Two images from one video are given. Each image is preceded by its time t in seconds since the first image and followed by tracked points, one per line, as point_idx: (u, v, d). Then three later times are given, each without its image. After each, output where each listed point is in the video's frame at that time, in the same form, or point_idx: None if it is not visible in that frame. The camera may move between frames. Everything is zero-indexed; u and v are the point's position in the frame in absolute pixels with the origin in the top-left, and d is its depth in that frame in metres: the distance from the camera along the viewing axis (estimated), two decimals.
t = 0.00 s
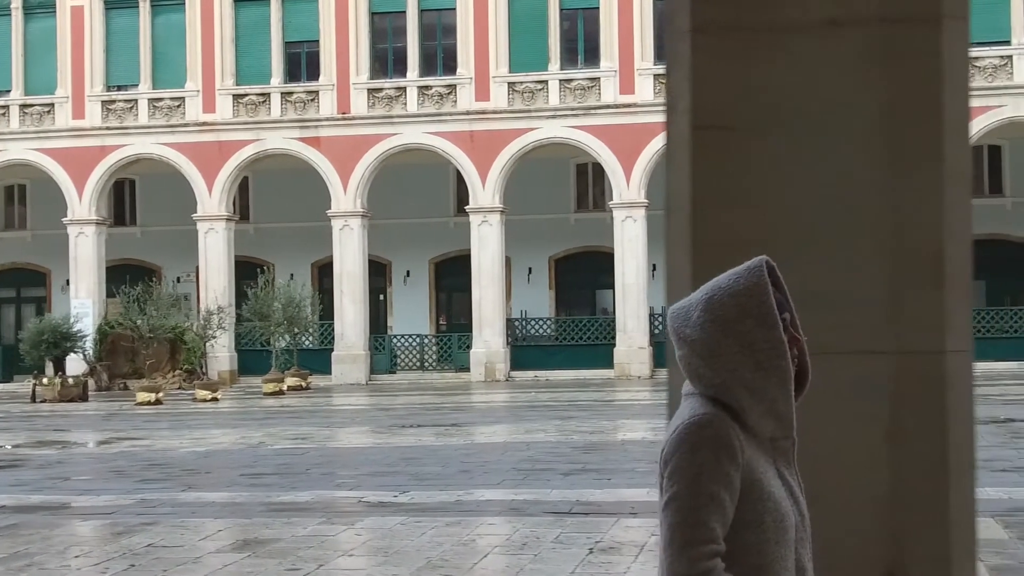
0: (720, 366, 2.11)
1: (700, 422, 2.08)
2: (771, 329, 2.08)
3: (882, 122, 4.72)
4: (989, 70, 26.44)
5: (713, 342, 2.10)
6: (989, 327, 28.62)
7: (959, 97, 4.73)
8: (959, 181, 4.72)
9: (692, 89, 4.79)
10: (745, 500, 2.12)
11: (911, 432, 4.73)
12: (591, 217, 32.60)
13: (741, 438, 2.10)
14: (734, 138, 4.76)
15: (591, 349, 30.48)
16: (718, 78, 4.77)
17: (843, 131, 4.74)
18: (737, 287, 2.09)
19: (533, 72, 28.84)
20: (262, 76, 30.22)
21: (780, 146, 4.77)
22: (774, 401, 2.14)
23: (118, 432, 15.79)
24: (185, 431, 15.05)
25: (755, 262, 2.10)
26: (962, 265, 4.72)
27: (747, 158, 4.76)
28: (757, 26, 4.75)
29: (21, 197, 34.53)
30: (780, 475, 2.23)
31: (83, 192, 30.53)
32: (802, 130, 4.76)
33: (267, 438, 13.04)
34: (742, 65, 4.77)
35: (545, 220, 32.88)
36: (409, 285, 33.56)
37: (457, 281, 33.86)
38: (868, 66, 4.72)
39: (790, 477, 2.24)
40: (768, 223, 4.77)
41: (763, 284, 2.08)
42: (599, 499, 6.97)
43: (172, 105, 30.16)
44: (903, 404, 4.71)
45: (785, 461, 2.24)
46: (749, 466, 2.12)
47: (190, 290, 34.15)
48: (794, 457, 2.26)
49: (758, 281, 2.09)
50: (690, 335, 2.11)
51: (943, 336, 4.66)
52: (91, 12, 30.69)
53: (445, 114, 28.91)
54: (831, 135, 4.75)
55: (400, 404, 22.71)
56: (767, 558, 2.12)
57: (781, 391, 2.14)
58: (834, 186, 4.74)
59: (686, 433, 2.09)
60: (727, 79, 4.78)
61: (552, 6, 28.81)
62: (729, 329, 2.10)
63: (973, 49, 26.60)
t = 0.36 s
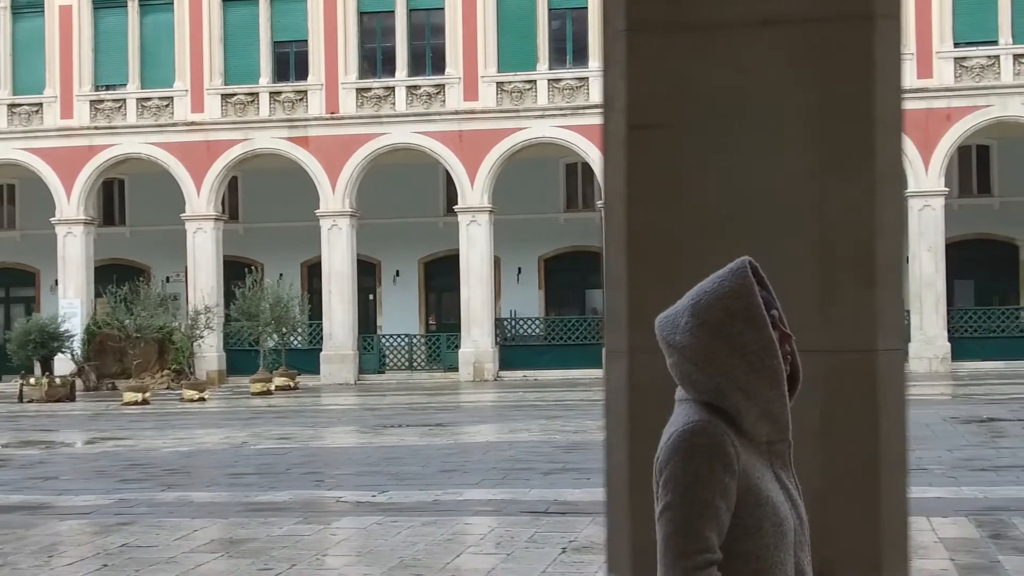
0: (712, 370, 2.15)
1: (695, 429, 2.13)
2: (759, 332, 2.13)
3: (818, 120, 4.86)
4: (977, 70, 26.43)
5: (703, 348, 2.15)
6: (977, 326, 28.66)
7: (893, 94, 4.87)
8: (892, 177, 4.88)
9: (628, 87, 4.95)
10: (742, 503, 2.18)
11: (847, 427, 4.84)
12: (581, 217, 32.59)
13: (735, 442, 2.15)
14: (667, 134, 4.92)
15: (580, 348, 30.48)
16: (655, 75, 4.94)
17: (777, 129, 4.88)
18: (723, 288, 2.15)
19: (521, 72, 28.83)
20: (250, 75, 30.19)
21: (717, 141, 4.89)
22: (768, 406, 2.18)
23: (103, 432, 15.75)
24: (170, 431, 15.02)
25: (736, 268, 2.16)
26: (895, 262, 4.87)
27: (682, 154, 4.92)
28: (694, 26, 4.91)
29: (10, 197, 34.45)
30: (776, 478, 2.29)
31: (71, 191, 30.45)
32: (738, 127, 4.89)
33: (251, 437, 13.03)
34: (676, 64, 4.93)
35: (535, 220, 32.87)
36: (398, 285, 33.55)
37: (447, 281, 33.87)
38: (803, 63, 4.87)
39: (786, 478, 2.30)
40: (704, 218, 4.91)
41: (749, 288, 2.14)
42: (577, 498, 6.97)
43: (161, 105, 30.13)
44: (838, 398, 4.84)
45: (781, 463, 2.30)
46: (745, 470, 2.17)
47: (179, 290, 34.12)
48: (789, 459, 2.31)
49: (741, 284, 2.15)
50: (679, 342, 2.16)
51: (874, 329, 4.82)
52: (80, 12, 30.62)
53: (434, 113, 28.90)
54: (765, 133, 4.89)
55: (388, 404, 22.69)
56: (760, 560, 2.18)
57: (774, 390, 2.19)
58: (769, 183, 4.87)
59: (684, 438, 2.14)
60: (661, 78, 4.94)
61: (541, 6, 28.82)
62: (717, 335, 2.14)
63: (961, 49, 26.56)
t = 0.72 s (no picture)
0: (701, 368, 2.22)
1: (688, 427, 2.20)
2: (745, 329, 2.22)
3: (749, 124, 4.87)
4: (962, 70, 26.46)
5: (692, 346, 2.22)
6: (962, 326, 28.73)
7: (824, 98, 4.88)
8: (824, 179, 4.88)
9: (562, 91, 4.98)
10: (737, 499, 2.25)
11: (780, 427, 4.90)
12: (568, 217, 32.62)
13: (729, 438, 2.22)
14: (601, 138, 4.94)
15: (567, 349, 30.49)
16: (588, 79, 4.96)
17: (710, 131, 4.88)
18: (708, 287, 2.22)
19: (508, 72, 28.83)
20: (236, 76, 30.17)
21: (649, 145, 4.92)
22: (758, 402, 2.26)
23: (87, 433, 15.74)
24: (154, 432, 15.02)
25: (719, 263, 2.24)
26: (826, 265, 4.87)
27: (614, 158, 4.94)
28: (630, 30, 4.92)
29: None
30: (768, 477, 2.35)
31: (58, 191, 30.39)
32: (668, 132, 4.91)
33: (234, 438, 13.02)
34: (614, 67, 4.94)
35: (522, 220, 32.86)
36: (386, 285, 33.55)
37: (435, 281, 33.88)
38: (734, 67, 4.87)
39: (777, 479, 2.36)
40: (637, 221, 4.94)
41: (733, 285, 2.21)
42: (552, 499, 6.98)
43: (147, 105, 30.07)
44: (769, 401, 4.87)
45: (772, 464, 2.37)
46: (739, 467, 2.25)
47: (166, 290, 34.11)
48: (781, 458, 2.38)
49: (725, 281, 2.23)
50: (668, 341, 2.23)
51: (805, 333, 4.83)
52: (66, 11, 30.56)
53: (421, 114, 28.90)
54: (700, 136, 4.89)
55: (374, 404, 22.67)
56: (755, 555, 2.25)
57: (763, 387, 2.27)
58: (701, 187, 4.88)
59: (676, 438, 2.20)
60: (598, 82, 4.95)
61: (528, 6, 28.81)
62: (705, 334, 2.22)
63: (946, 50, 26.63)
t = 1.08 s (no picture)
0: (688, 355, 2.26)
1: (675, 414, 2.23)
2: (734, 317, 2.25)
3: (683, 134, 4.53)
4: (946, 72, 26.54)
5: (679, 334, 2.25)
6: (946, 326, 28.83)
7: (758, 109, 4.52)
8: (757, 193, 4.54)
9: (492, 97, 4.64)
10: (725, 486, 2.28)
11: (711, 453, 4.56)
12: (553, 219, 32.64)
13: (718, 426, 2.25)
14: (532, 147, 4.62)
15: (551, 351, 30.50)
16: (520, 86, 4.63)
17: (642, 142, 4.55)
18: (695, 276, 2.25)
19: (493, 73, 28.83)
20: (222, 76, 30.15)
21: (578, 155, 4.60)
22: (746, 392, 2.30)
23: (69, 434, 15.71)
24: (137, 432, 15.03)
25: (707, 249, 2.26)
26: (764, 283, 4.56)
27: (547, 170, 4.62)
28: (562, 35, 4.57)
29: None
30: (755, 461, 2.39)
31: (42, 191, 30.29)
32: (603, 142, 4.58)
33: (214, 440, 13.01)
34: (546, 73, 4.61)
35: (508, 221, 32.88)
36: (372, 286, 33.52)
37: (420, 282, 33.87)
38: (666, 74, 4.50)
39: (765, 466, 2.39)
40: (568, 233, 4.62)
41: (719, 273, 2.24)
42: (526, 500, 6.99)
43: (131, 105, 29.99)
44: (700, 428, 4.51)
45: (759, 450, 2.40)
46: (727, 455, 2.28)
47: (152, 291, 34.06)
48: (767, 445, 2.42)
49: (713, 269, 2.25)
50: (655, 330, 2.26)
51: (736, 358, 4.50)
52: (50, 11, 30.50)
53: (406, 114, 28.91)
54: (637, 146, 4.55)
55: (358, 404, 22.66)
56: (743, 540, 2.28)
57: (751, 376, 2.30)
58: (631, 201, 4.56)
59: (667, 424, 2.24)
60: (531, 89, 4.62)
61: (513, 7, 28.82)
62: (692, 323, 2.25)
63: (929, 51, 26.70)
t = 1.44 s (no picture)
0: (678, 351, 2.18)
1: (667, 411, 2.14)
2: (726, 313, 2.17)
3: (618, 134, 4.80)
4: (929, 73, 26.60)
5: (670, 331, 2.18)
6: (930, 327, 28.92)
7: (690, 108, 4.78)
8: (688, 189, 4.78)
9: (434, 100, 4.91)
10: (717, 486, 2.19)
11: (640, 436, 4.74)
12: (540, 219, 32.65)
13: (710, 425, 2.16)
14: (472, 147, 4.88)
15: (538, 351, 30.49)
16: (458, 90, 4.90)
17: (577, 142, 4.82)
18: (686, 270, 2.17)
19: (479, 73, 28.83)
20: (206, 76, 30.11)
21: (517, 156, 4.87)
22: (736, 388, 2.22)
23: (51, 435, 15.69)
24: (119, 433, 15.02)
25: (699, 245, 2.18)
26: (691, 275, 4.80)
27: (487, 168, 4.88)
28: (501, 41, 4.87)
29: None
30: (743, 459, 2.31)
31: (27, 191, 30.22)
32: (537, 139, 4.85)
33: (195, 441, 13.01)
34: (485, 75, 4.88)
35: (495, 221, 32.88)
36: (358, 286, 33.47)
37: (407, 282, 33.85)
38: (602, 77, 4.81)
39: (753, 466, 2.31)
40: (505, 230, 4.86)
41: (710, 269, 2.16)
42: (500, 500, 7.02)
43: (116, 106, 29.95)
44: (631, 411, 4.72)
45: (747, 449, 2.32)
46: (719, 453, 2.19)
47: (137, 292, 34.00)
48: (756, 445, 2.33)
49: (703, 265, 2.17)
50: (648, 327, 2.17)
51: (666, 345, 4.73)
52: (35, 11, 30.44)
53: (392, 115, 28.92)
54: (569, 143, 4.83)
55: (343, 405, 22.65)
56: (731, 539, 2.19)
57: (740, 372, 2.22)
58: (567, 198, 4.82)
59: (658, 421, 2.15)
60: (471, 90, 4.90)
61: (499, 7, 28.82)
62: (682, 317, 2.17)
63: (913, 52, 26.76)
